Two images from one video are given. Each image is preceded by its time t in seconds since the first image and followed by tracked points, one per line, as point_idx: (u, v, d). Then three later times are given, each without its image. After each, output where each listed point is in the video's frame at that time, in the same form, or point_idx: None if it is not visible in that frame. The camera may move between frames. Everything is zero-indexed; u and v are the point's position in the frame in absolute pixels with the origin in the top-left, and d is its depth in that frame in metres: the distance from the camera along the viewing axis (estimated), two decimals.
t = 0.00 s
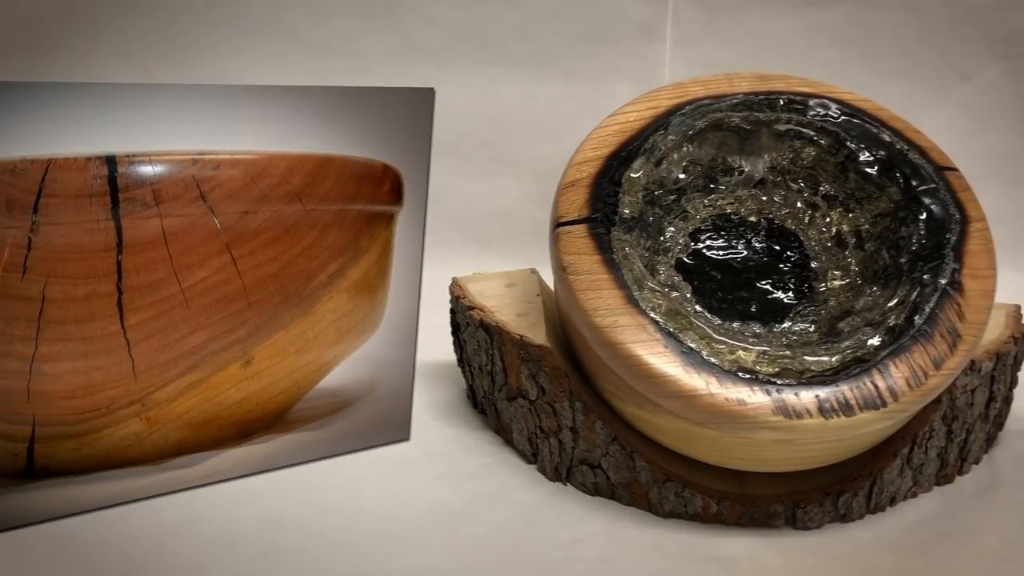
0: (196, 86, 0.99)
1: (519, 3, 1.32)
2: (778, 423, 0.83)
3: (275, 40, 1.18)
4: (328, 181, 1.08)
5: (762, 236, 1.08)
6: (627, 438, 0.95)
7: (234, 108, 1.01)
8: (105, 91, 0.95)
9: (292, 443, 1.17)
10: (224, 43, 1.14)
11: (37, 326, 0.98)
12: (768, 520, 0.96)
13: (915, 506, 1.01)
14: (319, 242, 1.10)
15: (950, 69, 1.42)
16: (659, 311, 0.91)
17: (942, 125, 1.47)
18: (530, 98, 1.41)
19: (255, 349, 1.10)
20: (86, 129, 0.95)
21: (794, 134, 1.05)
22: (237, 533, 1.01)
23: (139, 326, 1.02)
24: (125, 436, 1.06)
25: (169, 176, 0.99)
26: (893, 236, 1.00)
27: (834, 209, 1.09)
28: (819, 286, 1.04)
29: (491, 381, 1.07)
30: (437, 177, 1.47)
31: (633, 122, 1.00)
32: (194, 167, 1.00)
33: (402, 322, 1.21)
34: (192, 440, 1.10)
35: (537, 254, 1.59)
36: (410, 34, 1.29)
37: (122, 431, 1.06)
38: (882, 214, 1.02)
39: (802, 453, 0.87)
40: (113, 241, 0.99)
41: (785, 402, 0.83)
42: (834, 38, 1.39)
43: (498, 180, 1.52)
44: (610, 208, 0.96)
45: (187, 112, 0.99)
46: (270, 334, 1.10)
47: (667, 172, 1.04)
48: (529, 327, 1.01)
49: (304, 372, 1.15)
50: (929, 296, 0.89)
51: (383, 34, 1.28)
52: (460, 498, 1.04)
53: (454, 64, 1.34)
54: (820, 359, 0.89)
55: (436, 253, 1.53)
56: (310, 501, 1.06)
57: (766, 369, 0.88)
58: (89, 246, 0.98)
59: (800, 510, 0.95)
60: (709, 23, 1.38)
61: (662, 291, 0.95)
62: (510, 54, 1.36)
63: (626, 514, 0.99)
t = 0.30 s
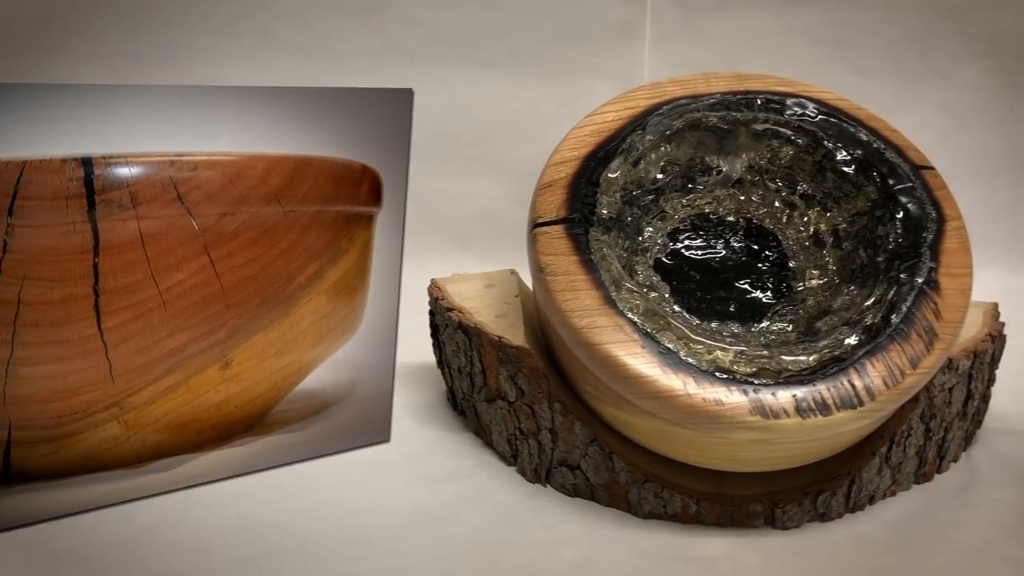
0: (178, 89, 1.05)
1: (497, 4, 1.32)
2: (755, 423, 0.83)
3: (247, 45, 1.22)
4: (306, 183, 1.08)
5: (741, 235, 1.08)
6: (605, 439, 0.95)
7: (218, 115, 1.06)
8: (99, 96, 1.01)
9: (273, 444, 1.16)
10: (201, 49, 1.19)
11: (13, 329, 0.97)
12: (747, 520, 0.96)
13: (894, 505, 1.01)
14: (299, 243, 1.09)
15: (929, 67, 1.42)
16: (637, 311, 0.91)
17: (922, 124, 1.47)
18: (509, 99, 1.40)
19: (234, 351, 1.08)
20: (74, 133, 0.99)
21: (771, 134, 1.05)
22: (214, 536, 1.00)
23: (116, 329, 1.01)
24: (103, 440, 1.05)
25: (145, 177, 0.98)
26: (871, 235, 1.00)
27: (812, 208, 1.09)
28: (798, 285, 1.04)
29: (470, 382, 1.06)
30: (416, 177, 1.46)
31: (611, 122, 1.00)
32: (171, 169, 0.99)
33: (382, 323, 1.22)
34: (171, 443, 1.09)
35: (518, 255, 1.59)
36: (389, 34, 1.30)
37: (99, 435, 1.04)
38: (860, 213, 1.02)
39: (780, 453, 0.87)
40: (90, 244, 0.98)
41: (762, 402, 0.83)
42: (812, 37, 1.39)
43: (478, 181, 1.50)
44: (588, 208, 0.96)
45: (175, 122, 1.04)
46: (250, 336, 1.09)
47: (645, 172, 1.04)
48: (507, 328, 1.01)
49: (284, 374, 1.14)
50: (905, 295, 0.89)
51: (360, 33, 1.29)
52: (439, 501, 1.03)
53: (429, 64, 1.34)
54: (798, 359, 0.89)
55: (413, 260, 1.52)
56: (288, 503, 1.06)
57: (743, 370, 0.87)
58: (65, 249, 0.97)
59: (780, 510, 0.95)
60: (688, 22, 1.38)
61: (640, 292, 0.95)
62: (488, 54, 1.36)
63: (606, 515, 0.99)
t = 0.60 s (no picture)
0: (161, 95, 1.04)
1: (476, 5, 1.32)
2: (734, 423, 0.83)
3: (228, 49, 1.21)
4: (285, 185, 1.07)
5: (721, 235, 1.08)
6: (586, 439, 0.95)
7: (200, 117, 1.06)
8: (76, 101, 1.00)
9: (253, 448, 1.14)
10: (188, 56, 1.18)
11: None
12: (727, 520, 0.96)
13: (874, 503, 1.01)
14: (278, 245, 1.08)
15: (907, 66, 1.43)
16: (616, 311, 0.91)
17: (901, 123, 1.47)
18: (490, 99, 1.41)
19: (214, 354, 1.08)
20: (66, 135, 0.98)
21: (750, 133, 1.05)
22: (192, 542, 0.99)
23: (95, 333, 0.99)
24: (82, 445, 1.04)
25: (123, 181, 0.96)
26: (849, 234, 1.00)
27: (791, 208, 1.09)
28: (777, 285, 1.04)
29: (450, 384, 1.06)
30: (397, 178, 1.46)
31: (590, 122, 1.00)
32: (149, 172, 0.98)
33: (363, 326, 1.22)
34: (153, 447, 1.08)
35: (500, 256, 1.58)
36: (371, 35, 1.30)
37: (78, 440, 1.03)
38: (838, 212, 1.02)
39: (760, 452, 0.87)
40: (67, 248, 0.96)
41: (741, 401, 0.83)
42: (792, 37, 1.39)
43: (461, 182, 1.49)
44: (567, 209, 0.95)
45: (159, 131, 1.04)
46: (230, 339, 1.08)
47: (624, 172, 1.04)
48: (487, 329, 1.00)
49: (264, 377, 1.14)
50: (884, 294, 0.89)
51: (340, 34, 1.28)
52: (419, 503, 1.03)
53: (410, 68, 1.35)
54: (777, 358, 0.89)
55: (397, 257, 1.49)
56: (268, 508, 1.05)
57: (722, 369, 0.87)
58: (42, 253, 0.95)
59: (760, 509, 0.95)
60: (668, 22, 1.38)
61: (619, 292, 0.95)
62: (468, 54, 1.36)
63: (586, 517, 0.99)
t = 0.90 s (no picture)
0: (139, 96, 1.04)
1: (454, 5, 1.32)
2: (709, 423, 0.83)
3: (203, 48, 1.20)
4: (261, 186, 1.06)
5: (698, 235, 1.08)
6: (563, 441, 0.94)
7: (175, 116, 1.05)
8: (57, 101, 0.99)
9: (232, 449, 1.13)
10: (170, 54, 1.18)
11: None
12: (705, 521, 0.95)
13: (851, 503, 1.01)
14: (255, 246, 1.07)
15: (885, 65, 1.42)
16: (592, 312, 0.90)
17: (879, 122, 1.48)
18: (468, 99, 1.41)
19: (191, 357, 1.06)
20: (42, 133, 0.96)
21: (726, 133, 1.05)
22: (166, 548, 0.98)
23: (70, 336, 0.98)
24: (57, 449, 1.01)
25: (97, 183, 0.95)
26: (825, 234, 1.00)
27: (768, 207, 1.09)
28: (754, 284, 1.04)
29: (427, 386, 1.05)
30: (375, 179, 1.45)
31: (566, 122, 0.99)
32: (124, 173, 0.97)
33: (341, 326, 1.21)
34: (130, 451, 1.07)
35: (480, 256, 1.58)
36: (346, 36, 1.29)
37: (53, 444, 1.01)
38: (815, 212, 1.02)
39: (737, 453, 0.87)
40: (41, 250, 0.94)
41: (716, 402, 0.83)
42: (770, 36, 1.39)
43: (441, 183, 1.49)
44: (543, 209, 0.95)
45: (136, 132, 1.02)
46: (206, 341, 1.07)
47: (601, 172, 1.04)
48: (464, 331, 1.00)
49: (242, 379, 1.13)
50: (860, 293, 0.89)
51: (316, 35, 1.28)
52: (395, 506, 1.02)
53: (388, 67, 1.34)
54: (753, 359, 0.89)
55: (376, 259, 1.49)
56: (243, 511, 1.04)
57: (698, 370, 0.87)
58: (17, 256, 0.94)
59: (737, 510, 0.94)
60: (646, 22, 1.38)
61: (595, 293, 0.95)
62: (445, 53, 1.35)
63: (564, 518, 0.98)
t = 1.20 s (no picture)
0: (113, 91, 0.96)
1: (436, 5, 1.31)
2: (690, 423, 0.83)
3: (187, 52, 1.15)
4: (242, 188, 1.05)
5: (680, 235, 1.08)
6: (545, 442, 0.94)
7: (150, 111, 0.99)
8: (30, 97, 0.92)
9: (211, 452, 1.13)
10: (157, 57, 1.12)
11: None
12: (687, 520, 0.95)
13: (833, 502, 1.01)
14: (235, 248, 1.07)
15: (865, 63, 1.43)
16: (573, 313, 0.90)
17: (857, 120, 1.49)
18: (450, 99, 1.41)
19: (171, 359, 1.05)
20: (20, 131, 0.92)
21: (706, 133, 1.05)
22: (146, 553, 0.98)
23: (49, 339, 0.96)
24: (36, 452, 1.00)
25: (76, 184, 0.93)
26: (805, 233, 1.00)
27: (749, 207, 1.09)
28: (735, 284, 1.04)
29: (409, 388, 1.05)
30: (356, 180, 1.45)
31: (547, 123, 0.99)
32: (103, 175, 0.94)
33: (322, 329, 1.20)
34: (111, 453, 1.05)
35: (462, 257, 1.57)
36: (325, 36, 1.28)
37: (31, 447, 0.99)
38: (795, 211, 1.03)
39: (717, 452, 0.87)
40: (19, 252, 0.93)
41: (697, 401, 0.83)
42: (752, 36, 1.40)
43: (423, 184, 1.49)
44: (523, 210, 0.95)
45: (109, 128, 0.96)
46: (187, 343, 1.06)
47: (581, 172, 1.04)
48: (444, 332, 0.99)
49: (223, 381, 1.12)
50: (839, 292, 0.90)
51: (298, 35, 1.25)
52: (376, 509, 1.02)
53: (370, 67, 1.33)
54: (733, 358, 0.89)
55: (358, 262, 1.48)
56: (223, 515, 1.03)
57: (679, 370, 0.87)
58: None
59: (719, 509, 0.94)
60: (627, 22, 1.38)
61: (576, 293, 0.94)
62: (426, 53, 1.35)
63: (546, 519, 0.98)
